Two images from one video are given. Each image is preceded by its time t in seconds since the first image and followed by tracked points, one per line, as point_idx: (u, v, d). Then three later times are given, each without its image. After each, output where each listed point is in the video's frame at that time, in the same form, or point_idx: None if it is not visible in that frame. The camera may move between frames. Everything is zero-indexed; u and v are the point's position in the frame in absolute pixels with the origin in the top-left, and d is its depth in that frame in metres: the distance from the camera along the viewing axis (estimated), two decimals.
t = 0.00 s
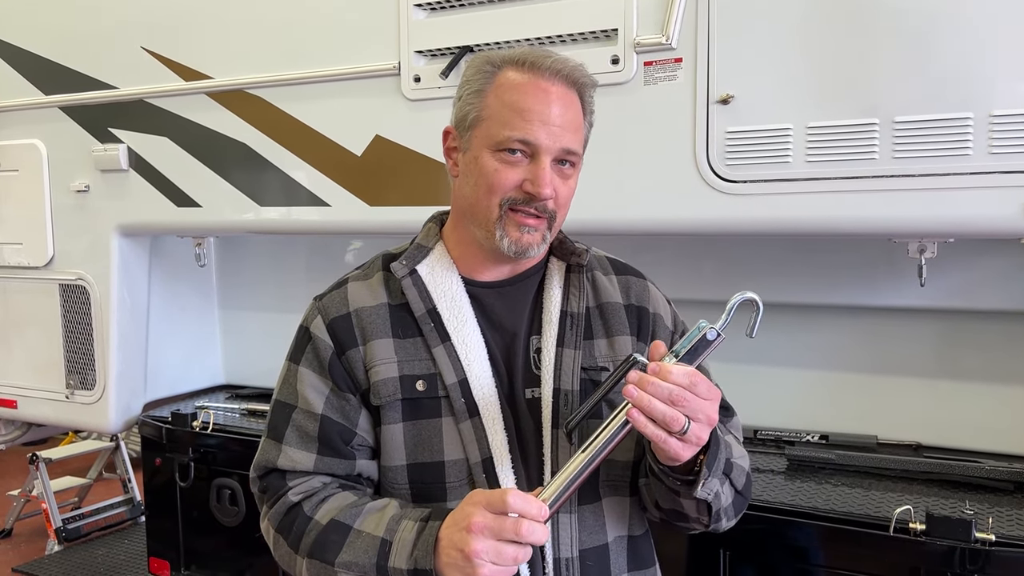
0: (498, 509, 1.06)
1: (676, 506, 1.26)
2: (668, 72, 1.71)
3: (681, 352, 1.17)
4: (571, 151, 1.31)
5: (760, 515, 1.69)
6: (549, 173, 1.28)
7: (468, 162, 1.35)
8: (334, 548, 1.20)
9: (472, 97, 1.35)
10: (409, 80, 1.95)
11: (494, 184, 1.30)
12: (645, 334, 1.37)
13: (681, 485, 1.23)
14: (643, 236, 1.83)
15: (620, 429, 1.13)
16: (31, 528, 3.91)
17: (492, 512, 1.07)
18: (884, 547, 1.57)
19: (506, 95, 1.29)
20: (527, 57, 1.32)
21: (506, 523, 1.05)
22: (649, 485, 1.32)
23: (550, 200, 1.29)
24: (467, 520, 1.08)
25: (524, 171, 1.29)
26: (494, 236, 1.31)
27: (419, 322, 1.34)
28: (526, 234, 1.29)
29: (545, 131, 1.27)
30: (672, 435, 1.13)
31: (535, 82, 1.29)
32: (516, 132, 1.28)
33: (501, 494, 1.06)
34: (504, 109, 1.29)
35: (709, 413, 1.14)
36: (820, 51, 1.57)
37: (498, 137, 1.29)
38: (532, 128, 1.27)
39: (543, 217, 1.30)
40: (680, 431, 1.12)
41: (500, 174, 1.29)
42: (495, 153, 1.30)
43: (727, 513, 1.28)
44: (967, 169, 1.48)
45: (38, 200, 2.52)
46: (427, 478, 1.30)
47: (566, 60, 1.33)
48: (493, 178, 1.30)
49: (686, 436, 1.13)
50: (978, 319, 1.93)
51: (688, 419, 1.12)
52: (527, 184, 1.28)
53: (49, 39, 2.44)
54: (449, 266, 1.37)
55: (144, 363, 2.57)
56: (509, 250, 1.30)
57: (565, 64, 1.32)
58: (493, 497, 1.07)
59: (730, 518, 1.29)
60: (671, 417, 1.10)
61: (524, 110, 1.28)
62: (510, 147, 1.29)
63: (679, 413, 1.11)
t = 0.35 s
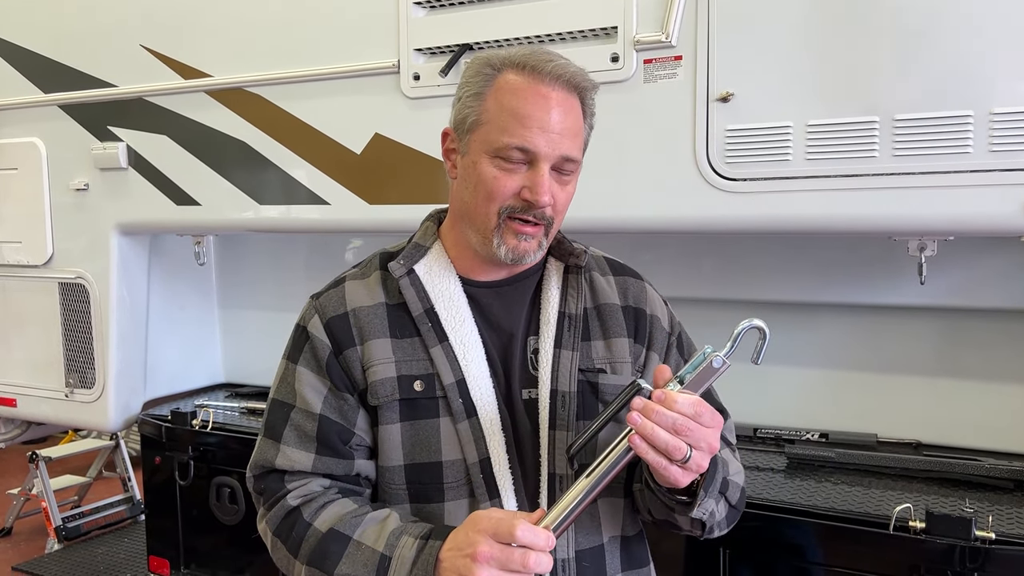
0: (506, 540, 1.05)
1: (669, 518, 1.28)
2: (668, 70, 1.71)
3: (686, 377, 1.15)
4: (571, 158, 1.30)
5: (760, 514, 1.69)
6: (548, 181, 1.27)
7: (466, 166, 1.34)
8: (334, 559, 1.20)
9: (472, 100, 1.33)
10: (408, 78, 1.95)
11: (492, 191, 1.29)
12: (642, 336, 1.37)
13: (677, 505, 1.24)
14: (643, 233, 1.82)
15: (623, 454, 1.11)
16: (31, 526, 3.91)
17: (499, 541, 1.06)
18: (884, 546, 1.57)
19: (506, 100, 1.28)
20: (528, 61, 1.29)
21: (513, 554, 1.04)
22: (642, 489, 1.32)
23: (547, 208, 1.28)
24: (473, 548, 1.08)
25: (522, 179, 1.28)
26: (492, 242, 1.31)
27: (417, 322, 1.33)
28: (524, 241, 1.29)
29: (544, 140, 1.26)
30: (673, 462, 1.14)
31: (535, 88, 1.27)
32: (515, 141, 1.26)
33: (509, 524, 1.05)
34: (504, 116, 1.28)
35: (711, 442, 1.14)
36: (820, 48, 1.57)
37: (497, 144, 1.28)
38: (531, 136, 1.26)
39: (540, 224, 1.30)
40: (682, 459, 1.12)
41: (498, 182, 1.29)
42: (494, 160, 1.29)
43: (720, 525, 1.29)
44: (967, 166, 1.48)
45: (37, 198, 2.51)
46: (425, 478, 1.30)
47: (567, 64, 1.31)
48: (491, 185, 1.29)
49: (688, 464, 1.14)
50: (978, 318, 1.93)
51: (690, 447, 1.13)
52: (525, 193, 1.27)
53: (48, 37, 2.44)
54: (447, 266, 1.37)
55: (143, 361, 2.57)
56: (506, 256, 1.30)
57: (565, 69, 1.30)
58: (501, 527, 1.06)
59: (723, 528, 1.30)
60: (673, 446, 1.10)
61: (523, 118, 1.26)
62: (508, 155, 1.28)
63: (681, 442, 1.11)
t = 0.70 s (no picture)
0: (522, 555, 1.07)
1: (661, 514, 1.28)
2: (668, 69, 1.71)
3: (676, 376, 1.16)
4: (560, 148, 1.31)
5: (760, 512, 1.69)
6: (540, 171, 1.28)
7: (458, 164, 1.34)
8: (338, 560, 1.20)
9: (458, 99, 1.34)
10: (408, 77, 1.95)
11: (486, 185, 1.29)
12: (634, 330, 1.37)
13: (667, 501, 1.24)
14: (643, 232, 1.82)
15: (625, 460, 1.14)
16: (31, 525, 3.91)
17: (515, 556, 1.08)
18: (883, 544, 1.57)
19: (494, 95, 1.29)
20: (510, 56, 1.31)
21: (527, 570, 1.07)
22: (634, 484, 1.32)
23: (542, 197, 1.29)
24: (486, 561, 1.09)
25: (516, 171, 1.28)
26: (490, 235, 1.31)
27: (412, 318, 1.33)
28: (522, 231, 1.29)
29: (534, 130, 1.27)
30: (667, 462, 1.14)
31: (520, 81, 1.29)
32: (505, 133, 1.27)
33: (527, 540, 1.07)
34: (492, 111, 1.29)
35: (704, 440, 1.15)
36: (821, 47, 1.57)
37: (487, 138, 1.29)
38: (521, 127, 1.27)
39: (536, 214, 1.30)
40: (676, 458, 1.13)
41: (492, 175, 1.29)
42: (485, 154, 1.29)
43: (713, 521, 1.29)
44: (967, 165, 1.48)
45: (37, 197, 2.51)
46: (422, 472, 1.30)
47: (549, 58, 1.33)
48: (485, 179, 1.29)
49: (682, 462, 1.14)
50: (977, 316, 1.93)
51: (684, 447, 1.13)
52: (519, 184, 1.28)
53: (48, 35, 2.44)
54: (442, 262, 1.37)
55: (143, 360, 2.57)
56: (505, 248, 1.30)
57: (548, 62, 1.32)
58: (519, 543, 1.08)
59: (717, 524, 1.30)
60: (667, 446, 1.11)
61: (512, 110, 1.28)
62: (500, 148, 1.28)
63: (675, 442, 1.12)
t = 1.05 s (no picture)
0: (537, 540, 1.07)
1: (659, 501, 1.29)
2: (668, 68, 1.71)
3: (678, 357, 1.16)
4: (540, 134, 1.32)
5: (761, 511, 1.69)
6: (522, 158, 1.29)
7: (444, 165, 1.35)
8: (346, 545, 1.19)
9: (436, 103, 1.37)
10: (408, 77, 1.95)
11: (472, 179, 1.30)
12: (633, 322, 1.37)
13: (664, 486, 1.25)
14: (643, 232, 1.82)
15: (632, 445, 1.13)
16: (31, 525, 3.91)
17: (531, 540, 1.07)
18: (883, 544, 1.58)
19: (468, 93, 1.31)
20: (477, 54, 1.34)
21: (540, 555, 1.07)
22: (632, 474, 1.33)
23: (529, 182, 1.30)
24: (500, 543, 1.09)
25: (499, 161, 1.30)
26: (483, 228, 1.31)
27: (413, 310, 1.33)
28: (514, 218, 1.29)
29: (510, 119, 1.29)
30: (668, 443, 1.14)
31: (491, 75, 1.31)
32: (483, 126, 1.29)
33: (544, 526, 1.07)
34: (468, 107, 1.31)
35: (705, 423, 1.16)
36: (821, 46, 1.57)
37: (467, 134, 1.31)
38: (498, 118, 1.29)
39: (527, 200, 1.31)
40: (677, 439, 1.13)
41: (476, 169, 1.30)
42: (468, 150, 1.31)
43: (711, 509, 1.29)
44: (967, 165, 1.48)
45: (38, 197, 2.51)
46: (423, 460, 1.30)
47: (517, 50, 1.35)
48: (470, 174, 1.30)
49: (682, 444, 1.15)
50: (977, 315, 1.93)
51: (686, 429, 1.14)
52: (504, 172, 1.29)
53: (48, 35, 2.44)
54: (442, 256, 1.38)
55: (144, 360, 2.58)
56: (501, 238, 1.30)
57: (516, 54, 1.34)
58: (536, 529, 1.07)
59: (716, 514, 1.30)
60: (671, 426, 1.11)
61: (487, 103, 1.30)
62: (480, 141, 1.30)
63: (678, 423, 1.12)
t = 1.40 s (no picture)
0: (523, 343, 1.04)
1: (672, 492, 1.28)
2: (669, 69, 1.71)
3: (709, 343, 1.16)
4: (523, 129, 1.30)
5: (760, 511, 1.69)
6: (507, 157, 1.28)
7: (434, 172, 1.35)
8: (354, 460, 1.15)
9: (420, 111, 1.36)
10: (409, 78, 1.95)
11: (460, 184, 1.30)
12: (639, 319, 1.38)
13: (678, 471, 1.25)
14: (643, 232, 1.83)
15: (666, 433, 1.13)
16: (32, 524, 3.91)
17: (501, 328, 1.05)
18: (883, 543, 1.58)
19: (447, 98, 1.30)
20: (452, 57, 1.33)
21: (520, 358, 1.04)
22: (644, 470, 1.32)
23: (517, 180, 1.28)
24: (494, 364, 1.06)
25: (484, 162, 1.29)
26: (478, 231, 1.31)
27: (421, 306, 1.32)
28: (506, 219, 1.28)
29: (490, 120, 1.27)
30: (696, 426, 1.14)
31: (467, 76, 1.30)
32: (464, 129, 1.28)
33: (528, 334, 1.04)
34: (448, 112, 1.30)
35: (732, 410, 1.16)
36: (822, 46, 1.57)
37: (450, 140, 1.30)
38: (477, 120, 1.28)
39: (518, 199, 1.30)
40: (706, 423, 1.13)
41: (464, 174, 1.30)
42: (453, 155, 1.31)
43: (722, 500, 1.28)
44: (967, 165, 1.48)
45: (39, 198, 2.52)
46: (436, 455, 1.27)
47: (492, 46, 1.33)
48: (459, 179, 1.30)
49: (709, 427, 1.14)
50: (977, 315, 1.94)
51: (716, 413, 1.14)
52: (490, 174, 1.28)
53: (49, 35, 2.44)
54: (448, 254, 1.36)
55: (145, 360, 2.58)
56: (495, 239, 1.29)
57: (489, 51, 1.32)
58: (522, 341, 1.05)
59: (727, 506, 1.30)
60: (704, 409, 1.11)
61: (466, 106, 1.28)
62: (464, 145, 1.29)
63: (710, 406, 1.12)
